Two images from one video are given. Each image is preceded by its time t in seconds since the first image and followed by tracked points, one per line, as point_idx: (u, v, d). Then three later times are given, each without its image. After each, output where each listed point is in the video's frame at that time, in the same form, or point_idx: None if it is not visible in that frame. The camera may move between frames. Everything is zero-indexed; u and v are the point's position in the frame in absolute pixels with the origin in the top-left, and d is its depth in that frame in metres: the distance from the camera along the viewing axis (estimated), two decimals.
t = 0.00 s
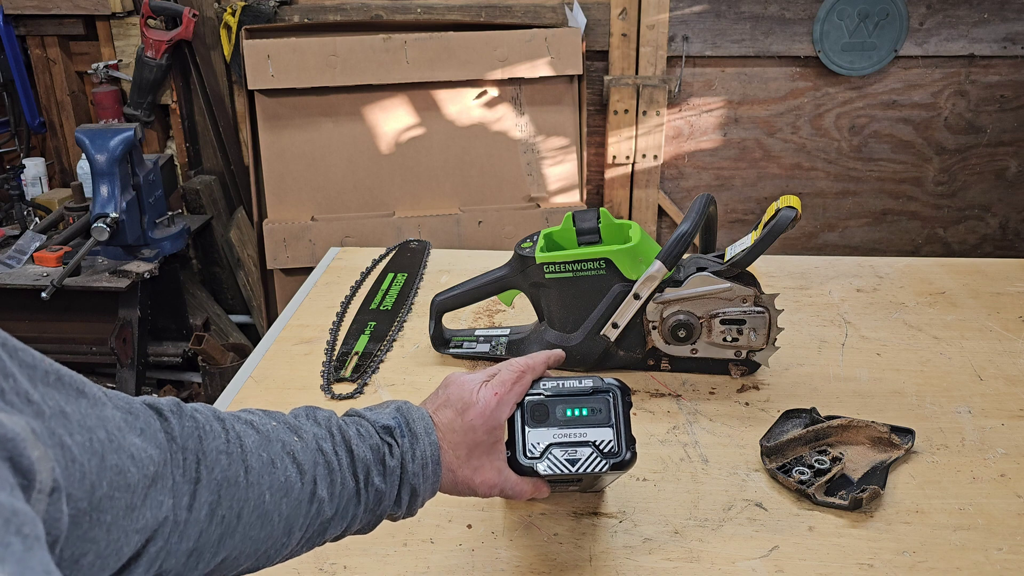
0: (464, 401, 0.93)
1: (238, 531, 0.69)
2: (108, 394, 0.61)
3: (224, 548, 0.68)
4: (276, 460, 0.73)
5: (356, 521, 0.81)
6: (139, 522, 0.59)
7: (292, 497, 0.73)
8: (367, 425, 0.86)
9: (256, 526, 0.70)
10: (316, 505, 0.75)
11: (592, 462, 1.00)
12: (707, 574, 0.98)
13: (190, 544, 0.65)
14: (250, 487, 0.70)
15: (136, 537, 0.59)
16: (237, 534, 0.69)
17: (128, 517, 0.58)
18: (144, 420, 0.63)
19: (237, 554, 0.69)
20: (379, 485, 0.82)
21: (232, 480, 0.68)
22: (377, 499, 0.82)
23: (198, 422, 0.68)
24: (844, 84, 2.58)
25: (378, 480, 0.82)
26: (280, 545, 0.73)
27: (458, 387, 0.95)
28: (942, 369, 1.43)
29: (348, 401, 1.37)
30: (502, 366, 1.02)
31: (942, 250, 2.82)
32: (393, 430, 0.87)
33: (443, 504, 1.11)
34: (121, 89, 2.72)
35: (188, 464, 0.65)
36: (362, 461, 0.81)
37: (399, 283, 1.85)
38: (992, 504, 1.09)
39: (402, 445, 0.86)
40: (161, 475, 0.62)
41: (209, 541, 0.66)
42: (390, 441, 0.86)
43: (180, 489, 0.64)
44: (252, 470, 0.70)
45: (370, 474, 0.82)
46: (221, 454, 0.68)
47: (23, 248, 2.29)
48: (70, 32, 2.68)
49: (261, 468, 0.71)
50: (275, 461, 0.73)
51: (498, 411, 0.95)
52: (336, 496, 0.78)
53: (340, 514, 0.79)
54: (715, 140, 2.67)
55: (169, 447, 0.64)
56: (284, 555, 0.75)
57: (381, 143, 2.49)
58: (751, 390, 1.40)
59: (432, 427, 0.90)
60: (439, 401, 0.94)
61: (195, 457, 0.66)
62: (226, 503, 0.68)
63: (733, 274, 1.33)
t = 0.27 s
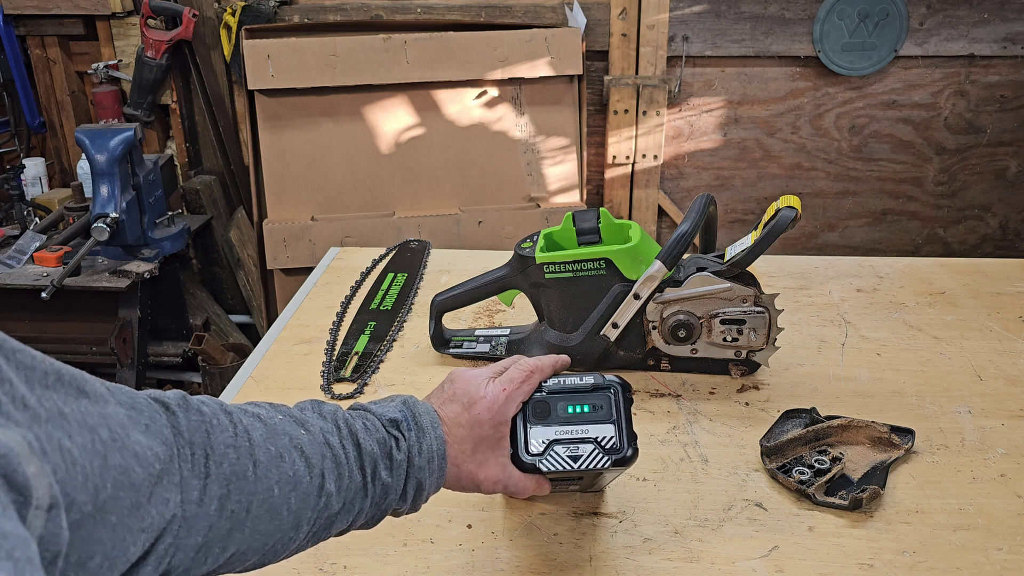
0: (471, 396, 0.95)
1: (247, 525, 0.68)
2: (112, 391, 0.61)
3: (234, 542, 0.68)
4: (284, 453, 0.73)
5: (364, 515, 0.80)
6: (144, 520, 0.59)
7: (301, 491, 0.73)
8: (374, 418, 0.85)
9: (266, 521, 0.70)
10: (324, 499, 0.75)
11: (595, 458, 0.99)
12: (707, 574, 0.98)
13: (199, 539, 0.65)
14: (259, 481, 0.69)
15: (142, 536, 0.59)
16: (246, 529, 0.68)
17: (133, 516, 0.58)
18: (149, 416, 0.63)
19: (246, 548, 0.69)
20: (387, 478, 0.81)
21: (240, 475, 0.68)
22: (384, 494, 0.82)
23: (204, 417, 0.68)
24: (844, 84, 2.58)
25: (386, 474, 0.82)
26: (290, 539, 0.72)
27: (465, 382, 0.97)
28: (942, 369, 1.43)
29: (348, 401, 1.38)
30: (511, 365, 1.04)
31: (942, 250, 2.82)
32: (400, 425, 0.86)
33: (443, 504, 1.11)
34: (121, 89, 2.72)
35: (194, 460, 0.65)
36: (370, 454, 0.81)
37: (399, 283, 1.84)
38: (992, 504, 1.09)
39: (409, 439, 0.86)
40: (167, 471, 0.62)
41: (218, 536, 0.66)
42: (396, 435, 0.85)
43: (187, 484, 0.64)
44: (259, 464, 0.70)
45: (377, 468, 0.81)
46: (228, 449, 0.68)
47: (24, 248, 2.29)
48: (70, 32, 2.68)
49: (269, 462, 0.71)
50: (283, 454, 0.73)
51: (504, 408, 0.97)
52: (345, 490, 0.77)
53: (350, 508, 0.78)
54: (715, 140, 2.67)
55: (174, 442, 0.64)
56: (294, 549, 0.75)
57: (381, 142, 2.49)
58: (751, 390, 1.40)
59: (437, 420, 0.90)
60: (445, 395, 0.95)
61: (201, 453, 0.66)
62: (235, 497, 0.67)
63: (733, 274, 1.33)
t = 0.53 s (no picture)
0: (476, 398, 0.95)
1: (255, 529, 0.68)
2: (118, 394, 0.61)
3: (240, 547, 0.68)
4: (290, 457, 0.72)
5: (368, 519, 0.80)
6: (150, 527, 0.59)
7: (307, 494, 0.73)
8: (379, 421, 0.85)
9: (272, 525, 0.70)
10: (330, 503, 0.75)
11: (599, 459, 0.99)
12: (707, 574, 0.98)
13: (205, 543, 0.65)
14: (266, 485, 0.69)
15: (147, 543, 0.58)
16: (253, 533, 0.68)
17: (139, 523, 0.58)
18: (155, 420, 0.63)
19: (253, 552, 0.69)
20: (393, 481, 0.81)
21: (247, 479, 0.68)
22: (390, 497, 0.81)
23: (210, 421, 0.68)
24: (844, 84, 2.58)
25: (391, 477, 0.81)
26: (295, 543, 0.72)
27: (469, 384, 0.97)
28: (942, 369, 1.43)
29: (348, 401, 1.37)
30: (515, 367, 1.05)
31: (942, 250, 2.82)
32: (404, 427, 0.86)
33: (443, 504, 1.11)
34: (121, 89, 2.72)
35: (202, 462, 0.65)
36: (375, 457, 0.80)
37: (400, 283, 1.84)
38: (992, 504, 1.09)
39: (414, 442, 0.85)
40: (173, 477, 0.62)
41: (225, 541, 0.66)
42: (402, 437, 0.85)
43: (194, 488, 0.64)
44: (266, 467, 0.70)
45: (383, 471, 0.81)
46: (235, 452, 0.68)
47: (23, 248, 2.29)
48: (70, 32, 2.68)
49: (275, 466, 0.71)
50: (289, 457, 0.72)
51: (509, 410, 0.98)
52: (350, 494, 0.77)
53: (355, 511, 0.78)
54: (715, 140, 2.67)
55: (181, 446, 0.64)
56: (300, 552, 0.75)
57: (381, 143, 2.49)
58: (751, 390, 1.40)
59: (442, 423, 0.90)
60: (449, 396, 0.95)
61: (208, 457, 0.66)
62: (242, 501, 0.67)
63: (733, 274, 1.34)
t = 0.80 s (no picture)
0: (476, 395, 0.96)
1: (256, 525, 0.69)
2: (116, 389, 0.61)
3: (242, 542, 0.68)
4: (291, 452, 0.73)
5: (368, 514, 0.80)
6: (147, 525, 0.58)
7: (308, 490, 0.73)
8: (379, 417, 0.85)
9: (273, 520, 0.70)
10: (330, 499, 0.75)
11: (598, 457, 0.99)
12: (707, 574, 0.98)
13: (207, 539, 0.65)
14: (267, 480, 0.70)
15: (143, 541, 0.58)
16: (254, 529, 0.69)
17: (136, 520, 0.57)
18: (154, 417, 0.63)
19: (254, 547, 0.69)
20: (393, 477, 0.81)
21: (247, 475, 0.68)
22: (390, 492, 0.82)
23: (210, 416, 0.68)
24: (844, 84, 2.58)
25: (392, 472, 0.82)
26: (296, 538, 0.73)
27: (470, 380, 0.98)
28: (942, 369, 1.43)
29: (348, 401, 1.37)
30: (515, 364, 1.05)
31: (942, 250, 2.82)
32: (405, 424, 0.86)
33: (443, 504, 1.11)
34: (121, 89, 2.72)
35: (202, 458, 0.65)
36: (376, 453, 0.81)
37: (399, 283, 1.85)
38: (992, 504, 1.09)
39: (414, 437, 0.85)
40: (172, 473, 0.61)
41: (226, 536, 0.67)
42: (402, 433, 0.85)
43: (194, 484, 0.64)
44: (267, 463, 0.70)
45: (383, 467, 0.81)
46: (236, 447, 0.69)
47: (24, 248, 2.29)
48: (70, 32, 2.68)
49: (276, 461, 0.71)
50: (290, 453, 0.73)
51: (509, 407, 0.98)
52: (351, 490, 0.77)
53: (356, 506, 0.78)
54: (715, 140, 2.67)
55: (180, 443, 0.64)
56: (301, 547, 0.75)
57: (381, 143, 2.49)
58: (751, 390, 1.40)
59: (443, 419, 0.90)
60: (449, 392, 0.96)
61: (208, 453, 0.66)
62: (243, 496, 0.68)
63: (733, 274, 1.33)
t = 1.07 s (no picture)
0: (476, 391, 0.96)
1: (255, 521, 0.69)
2: (114, 387, 0.61)
3: (241, 538, 0.68)
4: (290, 448, 0.73)
5: (368, 510, 0.80)
6: (144, 521, 0.59)
7: (308, 486, 0.73)
8: (379, 413, 0.85)
9: (273, 516, 0.70)
10: (330, 494, 0.75)
11: (597, 453, 0.99)
12: (707, 574, 0.98)
13: (205, 535, 0.65)
14: (266, 476, 0.70)
15: (140, 537, 0.58)
16: (253, 525, 0.69)
17: (133, 516, 0.58)
18: (152, 413, 0.63)
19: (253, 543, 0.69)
20: (393, 473, 0.81)
21: (246, 471, 0.68)
22: (390, 489, 0.81)
23: (208, 413, 0.68)
24: (844, 84, 2.58)
25: (391, 469, 0.81)
26: (295, 534, 0.73)
27: (469, 376, 0.98)
28: (942, 369, 1.43)
29: (348, 401, 1.37)
30: (514, 361, 1.05)
31: (942, 250, 2.82)
32: (405, 420, 0.86)
33: (443, 504, 1.11)
34: (121, 89, 2.72)
35: (201, 455, 0.66)
36: (375, 449, 0.81)
37: (399, 283, 1.84)
38: (992, 504, 1.09)
39: (414, 433, 0.85)
40: (170, 469, 0.62)
41: (226, 532, 0.67)
42: (402, 428, 0.85)
43: (193, 480, 0.64)
44: (266, 459, 0.70)
45: (382, 462, 0.81)
46: (235, 443, 0.69)
47: (24, 248, 2.29)
48: (70, 32, 2.68)
49: (275, 457, 0.71)
50: (289, 449, 0.73)
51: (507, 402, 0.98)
52: (351, 485, 0.77)
53: (356, 502, 0.78)
54: (715, 140, 2.67)
55: (178, 440, 0.64)
56: (301, 543, 0.75)
57: (381, 142, 2.49)
58: (751, 390, 1.40)
59: (443, 415, 0.90)
60: (449, 388, 0.96)
61: (207, 450, 0.66)
62: (242, 492, 0.68)
63: (733, 274, 1.33)
